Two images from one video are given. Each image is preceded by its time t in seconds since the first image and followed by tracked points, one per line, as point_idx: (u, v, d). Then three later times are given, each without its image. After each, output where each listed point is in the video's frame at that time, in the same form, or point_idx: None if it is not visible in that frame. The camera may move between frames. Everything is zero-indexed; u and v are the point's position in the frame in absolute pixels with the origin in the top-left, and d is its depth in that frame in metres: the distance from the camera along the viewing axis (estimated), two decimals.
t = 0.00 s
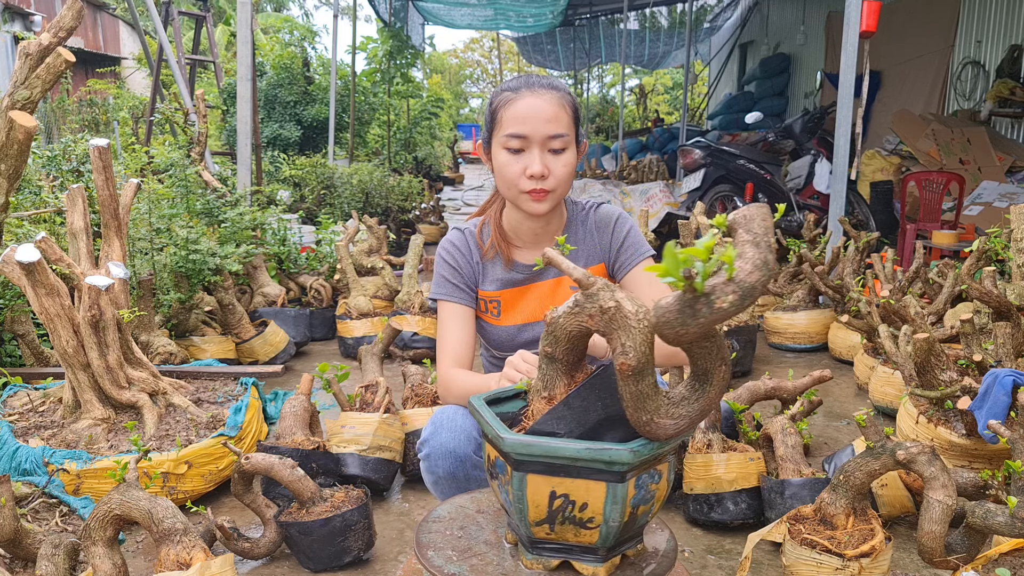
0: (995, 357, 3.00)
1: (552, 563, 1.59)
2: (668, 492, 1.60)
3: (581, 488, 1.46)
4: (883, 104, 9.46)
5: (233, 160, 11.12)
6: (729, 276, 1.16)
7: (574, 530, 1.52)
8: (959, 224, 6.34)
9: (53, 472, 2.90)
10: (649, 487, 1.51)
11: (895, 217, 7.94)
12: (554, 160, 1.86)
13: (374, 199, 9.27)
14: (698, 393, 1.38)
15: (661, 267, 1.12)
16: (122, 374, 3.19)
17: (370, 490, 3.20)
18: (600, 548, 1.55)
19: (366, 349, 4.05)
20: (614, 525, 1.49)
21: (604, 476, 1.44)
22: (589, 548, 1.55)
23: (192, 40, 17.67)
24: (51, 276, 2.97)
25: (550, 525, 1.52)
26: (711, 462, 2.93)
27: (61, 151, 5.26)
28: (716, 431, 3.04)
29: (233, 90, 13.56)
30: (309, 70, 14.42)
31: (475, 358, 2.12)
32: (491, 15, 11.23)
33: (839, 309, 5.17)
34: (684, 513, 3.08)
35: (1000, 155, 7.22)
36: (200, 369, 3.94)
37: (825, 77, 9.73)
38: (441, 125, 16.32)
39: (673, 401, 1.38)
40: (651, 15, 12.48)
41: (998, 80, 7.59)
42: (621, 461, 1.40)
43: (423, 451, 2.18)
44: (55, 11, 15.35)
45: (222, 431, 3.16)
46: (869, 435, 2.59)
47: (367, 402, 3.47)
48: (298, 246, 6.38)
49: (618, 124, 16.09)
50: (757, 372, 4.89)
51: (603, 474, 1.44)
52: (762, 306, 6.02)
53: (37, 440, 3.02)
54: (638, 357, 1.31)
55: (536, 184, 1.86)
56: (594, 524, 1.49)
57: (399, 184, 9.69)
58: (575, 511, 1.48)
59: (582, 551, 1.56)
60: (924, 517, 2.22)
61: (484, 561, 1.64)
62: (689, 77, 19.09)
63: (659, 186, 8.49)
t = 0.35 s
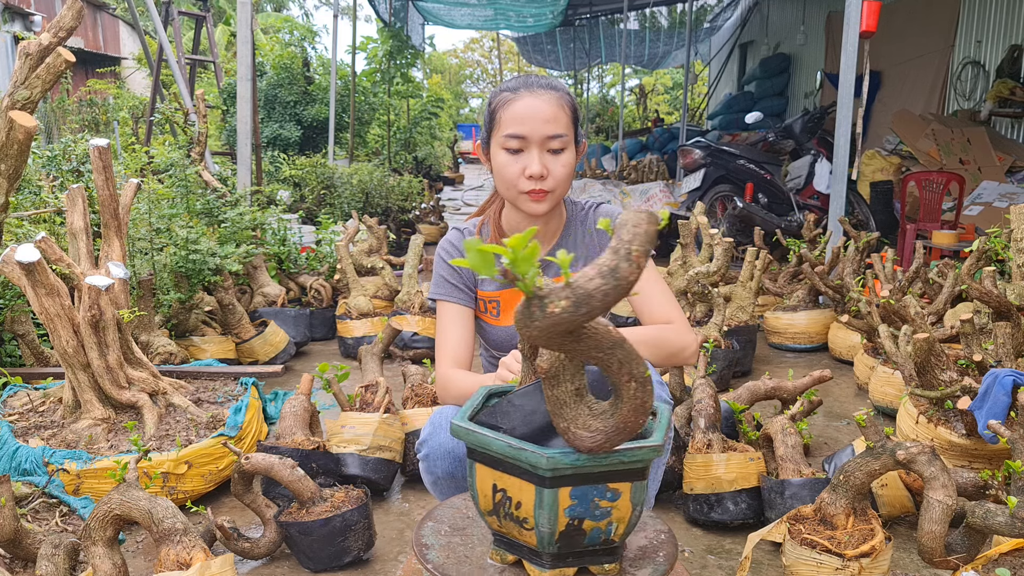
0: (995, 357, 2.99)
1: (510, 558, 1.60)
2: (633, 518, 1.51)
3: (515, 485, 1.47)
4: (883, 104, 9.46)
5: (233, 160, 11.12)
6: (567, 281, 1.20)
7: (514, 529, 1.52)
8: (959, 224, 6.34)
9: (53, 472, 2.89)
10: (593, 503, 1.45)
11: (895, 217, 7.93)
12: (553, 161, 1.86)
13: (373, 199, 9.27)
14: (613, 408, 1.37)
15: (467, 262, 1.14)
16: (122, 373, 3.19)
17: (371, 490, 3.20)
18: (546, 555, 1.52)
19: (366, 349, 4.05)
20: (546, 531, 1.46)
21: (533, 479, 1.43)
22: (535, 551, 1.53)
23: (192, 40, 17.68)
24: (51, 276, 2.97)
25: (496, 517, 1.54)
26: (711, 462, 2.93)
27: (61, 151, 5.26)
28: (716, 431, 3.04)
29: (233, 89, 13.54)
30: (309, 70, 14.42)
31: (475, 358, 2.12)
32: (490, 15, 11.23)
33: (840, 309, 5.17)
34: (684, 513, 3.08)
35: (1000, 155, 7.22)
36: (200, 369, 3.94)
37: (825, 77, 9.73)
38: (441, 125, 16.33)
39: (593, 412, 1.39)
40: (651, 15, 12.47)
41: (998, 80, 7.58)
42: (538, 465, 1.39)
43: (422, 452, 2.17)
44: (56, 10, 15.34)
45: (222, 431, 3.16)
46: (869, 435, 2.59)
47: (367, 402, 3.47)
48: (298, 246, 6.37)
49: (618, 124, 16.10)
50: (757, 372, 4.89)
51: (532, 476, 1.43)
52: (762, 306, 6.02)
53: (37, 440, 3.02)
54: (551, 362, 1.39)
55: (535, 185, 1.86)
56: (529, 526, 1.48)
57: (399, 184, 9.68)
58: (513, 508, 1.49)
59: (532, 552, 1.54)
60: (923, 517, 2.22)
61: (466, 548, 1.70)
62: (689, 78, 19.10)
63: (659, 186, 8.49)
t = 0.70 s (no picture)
0: (995, 357, 2.99)
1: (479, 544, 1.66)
2: (575, 530, 1.43)
3: (460, 470, 1.51)
4: (883, 104, 9.46)
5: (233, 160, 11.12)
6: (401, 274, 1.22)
7: (467, 512, 1.56)
8: (959, 224, 6.34)
9: (53, 472, 2.89)
10: (524, 504, 1.43)
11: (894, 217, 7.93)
12: (552, 161, 1.85)
13: (373, 199, 9.26)
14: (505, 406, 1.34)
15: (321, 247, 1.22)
16: (122, 373, 3.19)
17: (370, 490, 3.20)
18: (492, 547, 1.53)
19: (366, 349, 4.05)
20: (481, 521, 1.48)
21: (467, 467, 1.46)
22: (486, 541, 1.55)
23: (192, 40, 17.68)
24: (51, 276, 2.97)
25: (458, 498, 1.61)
26: (711, 462, 2.93)
27: (61, 151, 5.26)
28: (715, 431, 3.04)
29: (233, 90, 13.54)
30: (309, 70, 14.42)
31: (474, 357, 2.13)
32: (490, 15, 11.23)
33: (840, 309, 5.17)
34: (684, 513, 3.07)
35: (1000, 155, 7.22)
36: (200, 369, 3.94)
37: (825, 77, 9.73)
38: (442, 125, 16.33)
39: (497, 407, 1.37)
40: (651, 15, 12.47)
41: (998, 80, 7.58)
42: (460, 453, 1.42)
43: (422, 453, 2.18)
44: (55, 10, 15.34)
45: (222, 431, 3.16)
46: (869, 435, 2.59)
47: (367, 402, 3.47)
48: (298, 246, 6.37)
49: (618, 124, 16.10)
50: (757, 372, 4.89)
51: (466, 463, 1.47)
52: (762, 306, 6.02)
53: (37, 440, 3.02)
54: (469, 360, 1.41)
55: (532, 184, 1.86)
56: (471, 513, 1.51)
57: (399, 184, 9.68)
58: (462, 493, 1.53)
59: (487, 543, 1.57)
60: (924, 517, 2.22)
61: (465, 548, 1.70)
62: (689, 78, 19.10)
63: (659, 186, 8.48)
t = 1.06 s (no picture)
0: (995, 357, 2.99)
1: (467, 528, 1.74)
2: (520, 529, 1.45)
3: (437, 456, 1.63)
4: (883, 104, 9.46)
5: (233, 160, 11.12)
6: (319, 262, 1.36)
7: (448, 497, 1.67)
8: (959, 224, 6.34)
9: (53, 472, 2.89)
10: (474, 493, 1.49)
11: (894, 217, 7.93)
12: (551, 161, 1.86)
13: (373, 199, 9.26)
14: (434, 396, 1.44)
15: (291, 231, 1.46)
16: (122, 373, 3.19)
17: (370, 490, 3.20)
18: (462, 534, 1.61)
19: (366, 349, 4.05)
20: (445, 505, 1.58)
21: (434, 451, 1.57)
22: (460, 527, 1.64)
23: (192, 40, 17.68)
24: (51, 276, 2.97)
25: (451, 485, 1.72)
26: (711, 462, 2.94)
27: (61, 151, 5.26)
28: (715, 431, 3.05)
29: (233, 89, 13.53)
30: (309, 70, 14.42)
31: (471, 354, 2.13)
32: (490, 15, 11.23)
33: (839, 309, 5.17)
34: (684, 513, 3.07)
35: (999, 155, 7.22)
36: (200, 368, 3.94)
37: (825, 77, 9.74)
38: (442, 125, 16.33)
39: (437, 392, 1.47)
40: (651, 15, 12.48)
41: (997, 80, 7.58)
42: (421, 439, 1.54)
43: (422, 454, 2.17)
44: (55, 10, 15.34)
45: (222, 431, 3.17)
46: (869, 435, 2.59)
47: (367, 402, 3.46)
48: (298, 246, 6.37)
49: (618, 124, 16.10)
50: (757, 372, 4.89)
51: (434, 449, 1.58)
52: (762, 306, 6.03)
53: (37, 440, 3.02)
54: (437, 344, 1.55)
55: (532, 185, 1.86)
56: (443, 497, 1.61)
57: (399, 184, 9.68)
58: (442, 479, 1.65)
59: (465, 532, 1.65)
60: (923, 517, 2.22)
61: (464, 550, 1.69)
62: (689, 78, 19.11)
63: (659, 186, 8.47)
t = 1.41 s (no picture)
0: (995, 357, 2.99)
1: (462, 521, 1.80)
2: (477, 520, 1.53)
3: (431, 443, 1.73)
4: (883, 104, 9.45)
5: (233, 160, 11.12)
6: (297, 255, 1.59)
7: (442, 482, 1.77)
8: (959, 224, 6.33)
9: (53, 472, 2.89)
10: (443, 481, 1.58)
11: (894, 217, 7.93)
12: (552, 160, 1.85)
13: (373, 199, 9.26)
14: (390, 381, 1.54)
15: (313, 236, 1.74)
16: (122, 373, 3.19)
17: (371, 490, 3.20)
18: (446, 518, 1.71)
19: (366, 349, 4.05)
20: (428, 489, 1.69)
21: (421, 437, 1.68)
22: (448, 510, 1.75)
23: (192, 40, 17.69)
24: (51, 276, 2.97)
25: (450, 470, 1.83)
26: (711, 462, 2.93)
27: (61, 151, 5.26)
28: (716, 431, 3.05)
29: (233, 90, 13.53)
30: (309, 70, 14.42)
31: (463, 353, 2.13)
32: (490, 15, 11.23)
33: (839, 309, 5.17)
34: (684, 513, 3.07)
35: (1000, 155, 7.22)
36: (200, 369, 3.94)
37: (825, 77, 9.74)
38: (442, 124, 16.33)
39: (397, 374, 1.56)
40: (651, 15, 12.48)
41: (997, 80, 7.58)
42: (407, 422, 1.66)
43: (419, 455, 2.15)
44: (55, 10, 15.34)
45: (222, 431, 3.16)
46: (869, 435, 2.59)
47: (367, 402, 3.46)
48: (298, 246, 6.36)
49: (618, 124, 16.10)
50: (757, 372, 4.89)
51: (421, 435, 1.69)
52: (762, 306, 6.03)
53: (37, 441, 3.02)
54: (414, 332, 1.61)
55: (533, 185, 1.86)
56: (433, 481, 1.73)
57: (399, 184, 9.68)
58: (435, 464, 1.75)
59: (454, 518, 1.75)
60: (923, 517, 2.22)
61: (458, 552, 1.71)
62: (689, 78, 19.11)
63: (659, 186, 8.44)
